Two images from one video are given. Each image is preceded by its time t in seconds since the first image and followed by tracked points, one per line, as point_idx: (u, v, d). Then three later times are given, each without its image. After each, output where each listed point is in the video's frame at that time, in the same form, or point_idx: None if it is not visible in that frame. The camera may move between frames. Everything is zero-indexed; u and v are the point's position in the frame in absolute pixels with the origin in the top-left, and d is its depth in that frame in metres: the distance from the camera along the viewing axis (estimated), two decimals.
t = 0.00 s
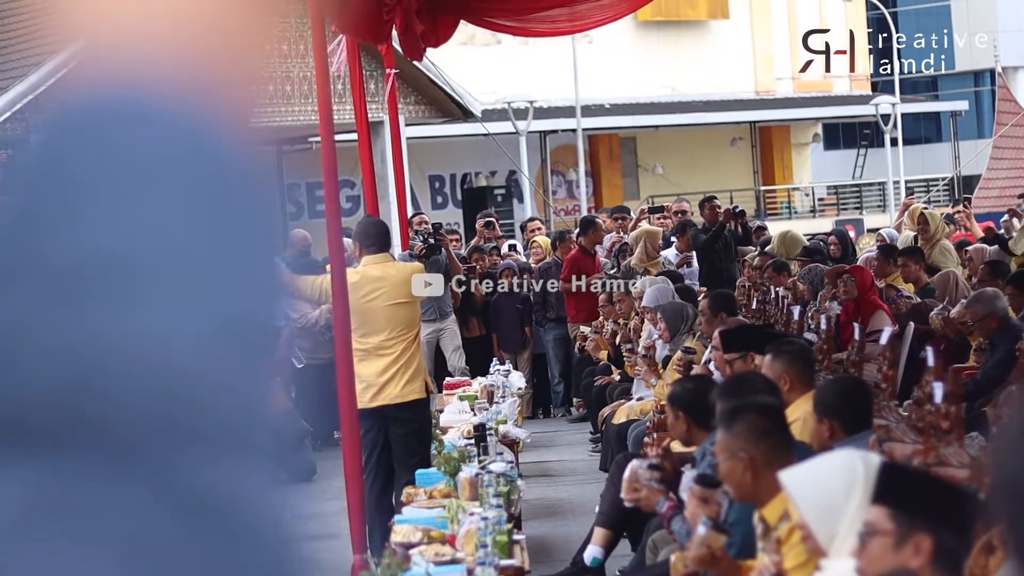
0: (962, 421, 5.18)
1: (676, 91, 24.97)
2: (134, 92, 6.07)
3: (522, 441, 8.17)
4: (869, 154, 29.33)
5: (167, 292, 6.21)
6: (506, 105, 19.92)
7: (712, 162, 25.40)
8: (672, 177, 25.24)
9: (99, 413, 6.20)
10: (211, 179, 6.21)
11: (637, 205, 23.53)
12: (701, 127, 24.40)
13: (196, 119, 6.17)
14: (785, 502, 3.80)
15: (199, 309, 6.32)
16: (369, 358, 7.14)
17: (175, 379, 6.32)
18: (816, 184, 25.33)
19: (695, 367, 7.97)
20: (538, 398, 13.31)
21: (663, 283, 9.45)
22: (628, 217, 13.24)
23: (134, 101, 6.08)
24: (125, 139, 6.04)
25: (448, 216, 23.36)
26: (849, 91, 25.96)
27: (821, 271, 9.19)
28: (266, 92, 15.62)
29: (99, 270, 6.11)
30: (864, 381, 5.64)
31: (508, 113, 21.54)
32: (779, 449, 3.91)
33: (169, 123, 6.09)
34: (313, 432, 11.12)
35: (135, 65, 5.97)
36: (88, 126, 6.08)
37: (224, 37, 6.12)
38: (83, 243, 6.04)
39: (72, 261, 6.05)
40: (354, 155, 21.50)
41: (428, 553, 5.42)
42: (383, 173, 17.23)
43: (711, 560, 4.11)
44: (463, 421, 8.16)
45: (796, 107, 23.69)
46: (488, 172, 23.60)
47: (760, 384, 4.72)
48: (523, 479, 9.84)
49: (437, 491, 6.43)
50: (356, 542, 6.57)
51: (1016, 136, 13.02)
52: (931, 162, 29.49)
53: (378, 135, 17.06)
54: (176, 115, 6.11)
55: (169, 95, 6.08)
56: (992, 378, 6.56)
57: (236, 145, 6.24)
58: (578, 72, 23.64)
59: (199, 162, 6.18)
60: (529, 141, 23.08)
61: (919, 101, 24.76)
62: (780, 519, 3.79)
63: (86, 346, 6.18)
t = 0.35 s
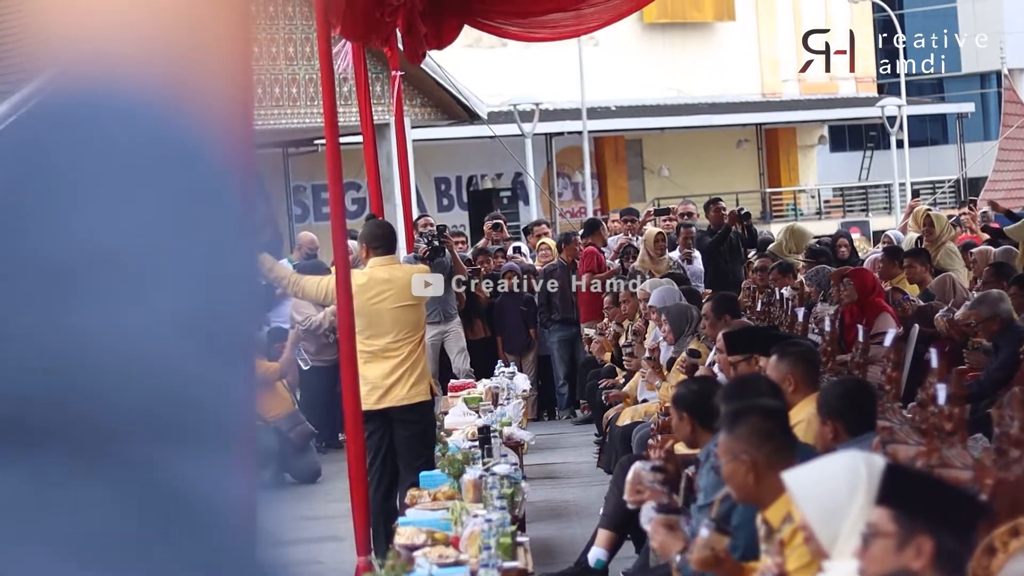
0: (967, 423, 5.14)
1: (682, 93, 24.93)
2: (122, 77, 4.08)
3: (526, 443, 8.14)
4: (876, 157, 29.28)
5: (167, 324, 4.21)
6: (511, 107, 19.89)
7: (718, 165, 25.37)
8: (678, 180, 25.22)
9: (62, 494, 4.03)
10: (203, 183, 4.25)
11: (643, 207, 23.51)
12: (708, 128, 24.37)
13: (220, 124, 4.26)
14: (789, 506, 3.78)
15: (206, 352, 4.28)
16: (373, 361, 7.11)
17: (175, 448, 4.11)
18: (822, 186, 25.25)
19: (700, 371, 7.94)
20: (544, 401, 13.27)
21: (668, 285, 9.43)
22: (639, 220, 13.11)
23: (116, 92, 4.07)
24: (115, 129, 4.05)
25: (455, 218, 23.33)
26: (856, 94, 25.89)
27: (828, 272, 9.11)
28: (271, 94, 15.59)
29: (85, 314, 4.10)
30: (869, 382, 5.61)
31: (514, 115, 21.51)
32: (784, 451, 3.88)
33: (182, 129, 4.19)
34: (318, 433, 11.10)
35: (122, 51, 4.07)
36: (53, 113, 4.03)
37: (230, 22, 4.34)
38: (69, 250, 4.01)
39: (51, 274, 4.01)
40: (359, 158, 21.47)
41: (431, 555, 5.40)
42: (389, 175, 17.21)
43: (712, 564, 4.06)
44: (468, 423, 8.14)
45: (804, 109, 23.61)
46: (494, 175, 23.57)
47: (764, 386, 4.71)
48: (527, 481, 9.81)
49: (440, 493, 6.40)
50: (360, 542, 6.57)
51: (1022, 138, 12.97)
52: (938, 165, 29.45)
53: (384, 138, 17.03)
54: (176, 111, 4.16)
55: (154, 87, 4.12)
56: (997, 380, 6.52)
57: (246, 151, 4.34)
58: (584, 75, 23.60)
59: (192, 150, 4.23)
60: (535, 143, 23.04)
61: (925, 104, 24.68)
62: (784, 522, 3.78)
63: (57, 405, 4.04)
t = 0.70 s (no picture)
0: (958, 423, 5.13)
1: (673, 93, 24.93)
2: (95, 64, 3.36)
3: (516, 443, 8.12)
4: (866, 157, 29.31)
5: (147, 308, 3.48)
6: (502, 107, 19.89)
7: (709, 165, 25.40)
8: (668, 180, 25.24)
9: (46, 502, 3.24)
10: (160, 147, 3.53)
11: (633, 207, 23.52)
12: (699, 129, 24.37)
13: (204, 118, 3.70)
14: (779, 504, 3.77)
15: (190, 350, 3.62)
16: (362, 360, 7.08)
17: (164, 444, 3.41)
18: (812, 186, 25.26)
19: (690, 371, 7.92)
20: (533, 401, 13.24)
21: (657, 285, 9.42)
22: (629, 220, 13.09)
23: (98, 84, 3.36)
24: (96, 114, 3.35)
25: (445, 218, 23.32)
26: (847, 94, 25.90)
27: (818, 272, 9.15)
28: (261, 94, 15.55)
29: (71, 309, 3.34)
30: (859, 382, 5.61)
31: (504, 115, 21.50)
32: (774, 451, 3.87)
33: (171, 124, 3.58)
34: (307, 433, 11.07)
35: (108, 35, 3.42)
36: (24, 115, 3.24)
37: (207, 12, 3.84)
38: (43, 236, 3.21)
39: (28, 267, 3.22)
40: (349, 158, 21.46)
41: (420, 555, 5.38)
42: (379, 175, 17.19)
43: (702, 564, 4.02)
44: (458, 422, 8.12)
45: (794, 110, 23.63)
46: (485, 175, 23.51)
47: (756, 385, 4.69)
48: (517, 481, 9.80)
49: (430, 493, 6.38)
50: (350, 543, 6.54)
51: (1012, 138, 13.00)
52: (929, 165, 29.47)
53: (375, 138, 17.01)
54: (151, 99, 3.51)
55: (142, 64, 3.52)
56: (987, 381, 6.53)
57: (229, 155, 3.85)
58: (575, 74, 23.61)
59: (163, 128, 3.55)
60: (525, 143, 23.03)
61: (916, 104, 24.70)
62: (773, 521, 3.75)
63: (32, 438, 3.15)
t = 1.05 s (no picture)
0: (930, 421, 5.14)
1: (645, 93, 24.96)
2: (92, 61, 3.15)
3: (489, 442, 8.10)
4: (838, 156, 29.45)
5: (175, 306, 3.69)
6: (474, 106, 19.89)
7: (681, 165, 25.48)
8: (640, 179, 25.26)
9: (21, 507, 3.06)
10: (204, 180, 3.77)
11: (605, 207, 23.56)
12: (671, 128, 24.40)
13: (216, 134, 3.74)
14: (753, 504, 3.77)
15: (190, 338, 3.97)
16: (335, 361, 7.06)
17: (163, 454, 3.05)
18: (784, 186, 25.35)
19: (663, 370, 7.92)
20: (506, 401, 13.21)
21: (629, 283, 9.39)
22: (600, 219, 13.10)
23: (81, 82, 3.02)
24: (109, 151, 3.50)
25: (416, 218, 23.25)
26: (818, 94, 26.02)
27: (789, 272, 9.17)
28: (233, 93, 15.48)
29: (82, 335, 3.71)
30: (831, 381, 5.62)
31: (476, 114, 21.53)
32: (748, 450, 3.87)
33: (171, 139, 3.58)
34: (279, 433, 11.02)
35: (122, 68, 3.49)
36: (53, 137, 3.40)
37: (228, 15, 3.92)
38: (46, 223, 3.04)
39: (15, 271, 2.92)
40: (321, 157, 21.42)
41: (394, 554, 5.36)
42: (351, 174, 17.14)
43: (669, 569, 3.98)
44: (430, 422, 8.10)
45: (765, 109, 23.71)
46: (457, 174, 23.50)
47: (729, 384, 4.70)
48: (490, 480, 9.79)
49: (403, 493, 6.35)
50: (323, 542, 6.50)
51: (983, 138, 13.07)
52: (899, 165, 29.58)
53: (347, 137, 16.99)
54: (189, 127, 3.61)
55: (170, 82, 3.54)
56: (959, 380, 6.55)
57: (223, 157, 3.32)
58: (548, 74, 23.65)
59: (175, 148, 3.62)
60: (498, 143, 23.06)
61: (887, 103, 24.82)
62: (748, 520, 3.76)
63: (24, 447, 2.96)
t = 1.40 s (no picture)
0: (907, 421, 5.15)
1: (623, 94, 24.99)
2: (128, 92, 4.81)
3: (467, 442, 8.09)
4: (815, 157, 29.53)
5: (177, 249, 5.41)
6: (451, 106, 19.87)
7: (658, 165, 25.50)
8: (618, 180, 25.24)
9: None
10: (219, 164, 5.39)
11: (582, 207, 23.57)
12: (648, 129, 24.42)
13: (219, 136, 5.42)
14: (732, 503, 3.77)
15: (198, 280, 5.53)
16: (311, 361, 7.03)
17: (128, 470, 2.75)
18: (761, 186, 25.40)
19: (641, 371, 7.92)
20: (483, 401, 13.16)
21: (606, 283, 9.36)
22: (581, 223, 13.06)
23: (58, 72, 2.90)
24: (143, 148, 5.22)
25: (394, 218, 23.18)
26: (795, 94, 26.10)
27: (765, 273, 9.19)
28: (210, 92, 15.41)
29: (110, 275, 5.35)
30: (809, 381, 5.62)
31: (454, 114, 21.53)
32: (727, 450, 3.86)
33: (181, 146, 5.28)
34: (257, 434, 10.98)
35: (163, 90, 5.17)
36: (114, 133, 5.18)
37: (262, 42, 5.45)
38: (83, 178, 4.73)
39: None
40: (298, 158, 21.36)
41: (372, 554, 5.35)
42: (328, 174, 17.09)
43: (646, 569, 3.96)
44: (408, 422, 8.09)
45: (742, 109, 23.77)
46: (434, 174, 23.45)
47: (709, 384, 4.70)
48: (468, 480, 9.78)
49: (381, 493, 6.33)
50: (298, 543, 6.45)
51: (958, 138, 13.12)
52: (877, 165, 29.66)
53: (324, 137, 16.95)
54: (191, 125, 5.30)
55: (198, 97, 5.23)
56: (937, 381, 6.58)
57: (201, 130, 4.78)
58: (525, 74, 23.66)
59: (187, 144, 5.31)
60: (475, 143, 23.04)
61: (864, 104, 24.91)
62: (727, 519, 3.76)
63: None
